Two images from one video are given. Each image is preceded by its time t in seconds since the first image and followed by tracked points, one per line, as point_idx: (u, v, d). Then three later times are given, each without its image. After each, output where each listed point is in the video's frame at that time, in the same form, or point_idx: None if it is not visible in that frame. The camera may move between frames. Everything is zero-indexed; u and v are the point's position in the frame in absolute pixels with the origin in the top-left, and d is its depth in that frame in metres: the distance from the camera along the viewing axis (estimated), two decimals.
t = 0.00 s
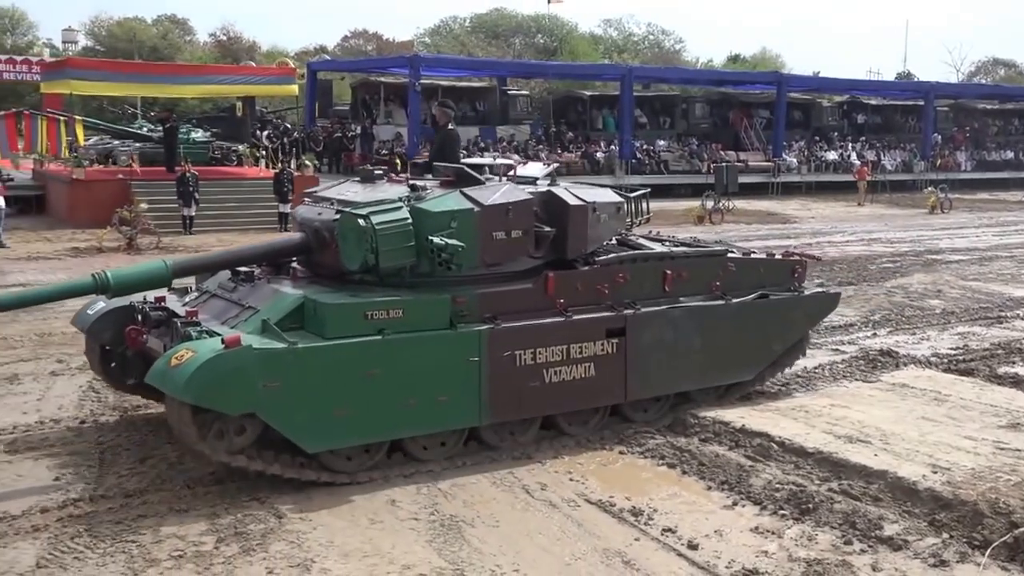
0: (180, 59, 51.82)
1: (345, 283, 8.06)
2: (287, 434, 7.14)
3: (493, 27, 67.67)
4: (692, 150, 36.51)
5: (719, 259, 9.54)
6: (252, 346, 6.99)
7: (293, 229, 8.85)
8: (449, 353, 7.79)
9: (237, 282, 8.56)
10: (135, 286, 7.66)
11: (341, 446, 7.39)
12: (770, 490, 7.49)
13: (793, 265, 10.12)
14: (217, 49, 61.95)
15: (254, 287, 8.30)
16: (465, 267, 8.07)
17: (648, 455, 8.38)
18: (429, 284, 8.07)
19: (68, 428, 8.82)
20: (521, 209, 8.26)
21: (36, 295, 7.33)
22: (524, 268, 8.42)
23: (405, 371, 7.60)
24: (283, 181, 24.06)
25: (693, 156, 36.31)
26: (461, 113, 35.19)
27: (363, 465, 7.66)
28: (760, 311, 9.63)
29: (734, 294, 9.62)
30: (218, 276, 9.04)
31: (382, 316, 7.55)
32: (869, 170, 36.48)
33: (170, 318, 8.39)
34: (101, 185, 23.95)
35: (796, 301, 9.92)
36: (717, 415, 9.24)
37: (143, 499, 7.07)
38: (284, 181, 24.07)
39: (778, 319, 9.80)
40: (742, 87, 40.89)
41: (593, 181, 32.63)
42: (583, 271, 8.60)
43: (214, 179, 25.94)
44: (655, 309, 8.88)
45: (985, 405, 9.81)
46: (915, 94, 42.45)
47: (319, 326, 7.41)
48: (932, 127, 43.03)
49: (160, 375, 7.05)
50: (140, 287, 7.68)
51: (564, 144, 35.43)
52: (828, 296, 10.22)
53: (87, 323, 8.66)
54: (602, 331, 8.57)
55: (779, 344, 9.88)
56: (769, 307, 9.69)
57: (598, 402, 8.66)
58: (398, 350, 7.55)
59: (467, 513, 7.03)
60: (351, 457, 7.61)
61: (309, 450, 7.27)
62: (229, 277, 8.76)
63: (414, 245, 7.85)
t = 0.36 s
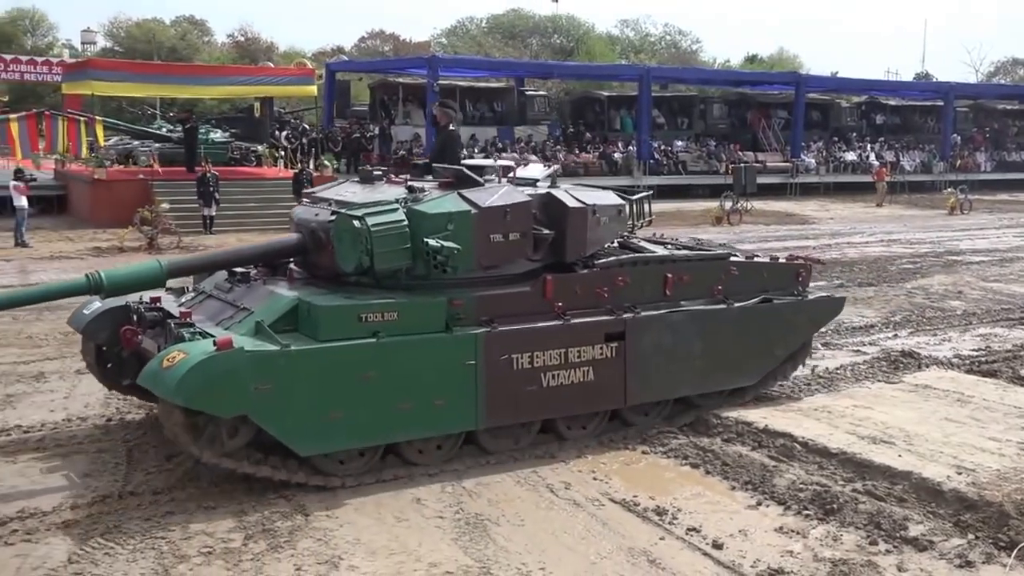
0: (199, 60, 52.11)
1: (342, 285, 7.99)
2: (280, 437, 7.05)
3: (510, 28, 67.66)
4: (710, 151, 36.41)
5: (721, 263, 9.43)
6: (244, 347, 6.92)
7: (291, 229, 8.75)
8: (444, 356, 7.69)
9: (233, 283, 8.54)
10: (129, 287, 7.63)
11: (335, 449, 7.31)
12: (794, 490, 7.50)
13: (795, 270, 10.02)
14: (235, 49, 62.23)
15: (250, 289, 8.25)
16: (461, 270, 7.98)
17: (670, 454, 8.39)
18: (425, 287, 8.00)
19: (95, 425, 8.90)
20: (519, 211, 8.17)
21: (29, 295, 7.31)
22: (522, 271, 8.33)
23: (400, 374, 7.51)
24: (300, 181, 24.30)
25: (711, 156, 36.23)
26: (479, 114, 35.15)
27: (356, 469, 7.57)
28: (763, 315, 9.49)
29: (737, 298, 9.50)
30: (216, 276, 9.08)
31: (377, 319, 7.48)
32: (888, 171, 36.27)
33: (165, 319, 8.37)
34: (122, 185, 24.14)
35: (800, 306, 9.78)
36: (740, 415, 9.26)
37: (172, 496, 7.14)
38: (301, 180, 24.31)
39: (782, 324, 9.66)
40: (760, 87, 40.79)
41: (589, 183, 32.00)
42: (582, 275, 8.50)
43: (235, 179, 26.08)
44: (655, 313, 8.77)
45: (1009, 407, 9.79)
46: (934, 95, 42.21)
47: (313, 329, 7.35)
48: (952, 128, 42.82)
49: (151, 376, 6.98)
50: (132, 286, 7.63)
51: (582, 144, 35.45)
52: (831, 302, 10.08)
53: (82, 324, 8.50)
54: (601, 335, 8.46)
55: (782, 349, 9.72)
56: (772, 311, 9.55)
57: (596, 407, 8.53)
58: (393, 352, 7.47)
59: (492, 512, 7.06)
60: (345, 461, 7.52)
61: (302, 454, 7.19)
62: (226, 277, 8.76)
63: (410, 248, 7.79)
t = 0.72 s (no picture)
0: (217, 61, 52.32)
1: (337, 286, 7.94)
2: (272, 439, 6.98)
3: (527, 28, 67.68)
4: (728, 152, 36.31)
5: (723, 267, 9.29)
6: (236, 349, 6.84)
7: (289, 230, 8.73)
8: (439, 360, 7.59)
9: (229, 283, 8.50)
10: (124, 287, 7.54)
11: (327, 452, 7.22)
12: (818, 490, 7.51)
13: (800, 275, 9.82)
14: (254, 50, 62.56)
15: (246, 289, 8.21)
16: (458, 272, 7.88)
17: (694, 454, 8.41)
18: (421, 289, 7.92)
19: (121, 423, 8.97)
20: (519, 213, 8.04)
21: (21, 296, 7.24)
22: (520, 274, 8.24)
23: (396, 376, 7.42)
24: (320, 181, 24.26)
25: (729, 157, 36.13)
26: (497, 114, 35.15)
27: (349, 472, 7.48)
28: (765, 320, 9.34)
29: (738, 303, 9.36)
30: (214, 276, 9.03)
31: (372, 322, 7.40)
32: (907, 171, 36.09)
33: (160, 318, 8.29)
34: (143, 185, 24.30)
35: (803, 311, 9.61)
36: (763, 416, 9.28)
37: (202, 492, 7.18)
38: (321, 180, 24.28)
39: (785, 329, 9.50)
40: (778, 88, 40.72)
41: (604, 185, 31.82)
42: (582, 279, 8.39)
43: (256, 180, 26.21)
44: (655, 318, 8.63)
45: None
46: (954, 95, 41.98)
47: (307, 331, 7.27)
48: (972, 129, 42.61)
49: (143, 377, 6.91)
50: (127, 287, 7.54)
51: (600, 144, 35.47)
52: (836, 308, 9.90)
53: (77, 323, 8.54)
54: (600, 340, 8.34)
55: (784, 355, 9.57)
56: (774, 316, 9.39)
57: (595, 412, 8.41)
58: (388, 355, 7.37)
59: (518, 511, 7.10)
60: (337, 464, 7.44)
61: (294, 457, 7.11)
62: (222, 278, 8.72)
63: (406, 249, 7.71)
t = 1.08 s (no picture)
0: (235, 62, 52.52)
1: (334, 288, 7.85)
2: (263, 441, 6.90)
3: (544, 28, 67.62)
4: (747, 152, 36.20)
5: (726, 273, 9.08)
6: (227, 350, 6.77)
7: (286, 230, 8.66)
8: (433, 363, 7.49)
9: (225, 283, 8.43)
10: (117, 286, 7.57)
11: (318, 456, 7.14)
12: (843, 491, 7.51)
13: (805, 281, 9.59)
14: (273, 51, 62.81)
15: (241, 289, 8.15)
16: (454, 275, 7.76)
17: (717, 454, 8.43)
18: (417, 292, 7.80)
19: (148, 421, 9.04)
20: (518, 215, 7.89)
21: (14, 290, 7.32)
22: (517, 277, 8.07)
23: (389, 380, 7.33)
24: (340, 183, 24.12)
25: (748, 157, 36.01)
26: (516, 115, 35.12)
27: (343, 475, 7.41)
28: (769, 327, 9.13)
29: (741, 309, 9.14)
30: (210, 275, 8.95)
31: (365, 324, 7.32)
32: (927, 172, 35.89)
33: (155, 318, 8.21)
34: (165, 185, 24.45)
35: (807, 318, 9.38)
36: (787, 416, 9.28)
37: (228, 491, 7.22)
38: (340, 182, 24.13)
39: (788, 336, 9.29)
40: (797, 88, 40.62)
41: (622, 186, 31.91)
42: (581, 282, 8.24)
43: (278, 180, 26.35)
44: (656, 323, 8.46)
45: None
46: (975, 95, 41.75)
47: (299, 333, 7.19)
48: (992, 129, 42.39)
49: (134, 377, 6.86)
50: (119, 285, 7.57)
51: (618, 143, 35.45)
52: (841, 316, 9.65)
53: (73, 320, 8.49)
54: (599, 345, 8.19)
55: (787, 362, 9.36)
56: (777, 323, 9.17)
57: (593, 417, 8.27)
58: (381, 358, 7.28)
59: (543, 510, 7.13)
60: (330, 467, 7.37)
61: (286, 460, 7.03)
62: (219, 278, 8.65)
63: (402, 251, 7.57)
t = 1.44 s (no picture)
0: (254, 63, 52.76)
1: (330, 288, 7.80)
2: (255, 441, 6.84)
3: (562, 29, 67.57)
4: (765, 152, 36.11)
5: (728, 275, 8.92)
6: (219, 349, 6.72)
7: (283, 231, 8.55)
8: (427, 364, 7.40)
9: (220, 283, 8.31)
10: (113, 285, 7.53)
11: (311, 457, 7.07)
12: (868, 491, 7.51)
13: (807, 286, 9.42)
14: (291, 52, 63.01)
15: (237, 289, 8.04)
16: (449, 276, 7.69)
17: (741, 454, 8.43)
18: (413, 291, 7.72)
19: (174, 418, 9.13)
20: (515, 216, 7.84)
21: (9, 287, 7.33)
22: (515, 278, 7.98)
23: (384, 380, 7.25)
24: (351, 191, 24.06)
25: (766, 158, 35.92)
26: (534, 115, 35.10)
27: (338, 478, 7.35)
28: (771, 330, 8.96)
29: (742, 313, 8.98)
30: (206, 275, 8.82)
31: (359, 324, 7.24)
32: (947, 173, 35.69)
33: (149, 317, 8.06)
34: (185, 185, 24.60)
35: (810, 322, 9.17)
36: (810, 417, 9.29)
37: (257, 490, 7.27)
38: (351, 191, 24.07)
39: (792, 341, 9.11)
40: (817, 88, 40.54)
41: (639, 187, 31.88)
42: (579, 285, 8.13)
43: (297, 180, 26.50)
44: (656, 326, 8.32)
45: None
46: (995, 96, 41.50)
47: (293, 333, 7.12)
48: (1012, 130, 42.15)
49: (125, 375, 6.81)
50: (115, 284, 7.53)
51: (637, 143, 35.45)
52: (845, 321, 9.45)
53: (68, 320, 8.32)
54: (597, 347, 8.06)
55: (788, 366, 9.16)
56: (779, 326, 8.99)
57: (590, 421, 8.15)
58: (376, 359, 7.20)
59: (569, 508, 7.16)
60: (325, 470, 7.31)
61: (278, 460, 6.97)
62: (215, 277, 8.51)
63: (398, 251, 7.55)
